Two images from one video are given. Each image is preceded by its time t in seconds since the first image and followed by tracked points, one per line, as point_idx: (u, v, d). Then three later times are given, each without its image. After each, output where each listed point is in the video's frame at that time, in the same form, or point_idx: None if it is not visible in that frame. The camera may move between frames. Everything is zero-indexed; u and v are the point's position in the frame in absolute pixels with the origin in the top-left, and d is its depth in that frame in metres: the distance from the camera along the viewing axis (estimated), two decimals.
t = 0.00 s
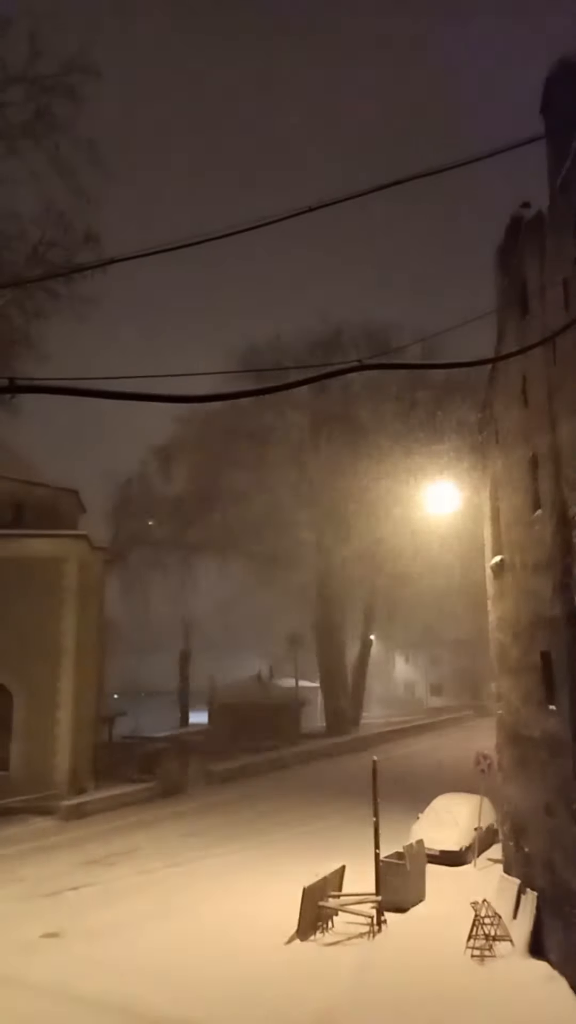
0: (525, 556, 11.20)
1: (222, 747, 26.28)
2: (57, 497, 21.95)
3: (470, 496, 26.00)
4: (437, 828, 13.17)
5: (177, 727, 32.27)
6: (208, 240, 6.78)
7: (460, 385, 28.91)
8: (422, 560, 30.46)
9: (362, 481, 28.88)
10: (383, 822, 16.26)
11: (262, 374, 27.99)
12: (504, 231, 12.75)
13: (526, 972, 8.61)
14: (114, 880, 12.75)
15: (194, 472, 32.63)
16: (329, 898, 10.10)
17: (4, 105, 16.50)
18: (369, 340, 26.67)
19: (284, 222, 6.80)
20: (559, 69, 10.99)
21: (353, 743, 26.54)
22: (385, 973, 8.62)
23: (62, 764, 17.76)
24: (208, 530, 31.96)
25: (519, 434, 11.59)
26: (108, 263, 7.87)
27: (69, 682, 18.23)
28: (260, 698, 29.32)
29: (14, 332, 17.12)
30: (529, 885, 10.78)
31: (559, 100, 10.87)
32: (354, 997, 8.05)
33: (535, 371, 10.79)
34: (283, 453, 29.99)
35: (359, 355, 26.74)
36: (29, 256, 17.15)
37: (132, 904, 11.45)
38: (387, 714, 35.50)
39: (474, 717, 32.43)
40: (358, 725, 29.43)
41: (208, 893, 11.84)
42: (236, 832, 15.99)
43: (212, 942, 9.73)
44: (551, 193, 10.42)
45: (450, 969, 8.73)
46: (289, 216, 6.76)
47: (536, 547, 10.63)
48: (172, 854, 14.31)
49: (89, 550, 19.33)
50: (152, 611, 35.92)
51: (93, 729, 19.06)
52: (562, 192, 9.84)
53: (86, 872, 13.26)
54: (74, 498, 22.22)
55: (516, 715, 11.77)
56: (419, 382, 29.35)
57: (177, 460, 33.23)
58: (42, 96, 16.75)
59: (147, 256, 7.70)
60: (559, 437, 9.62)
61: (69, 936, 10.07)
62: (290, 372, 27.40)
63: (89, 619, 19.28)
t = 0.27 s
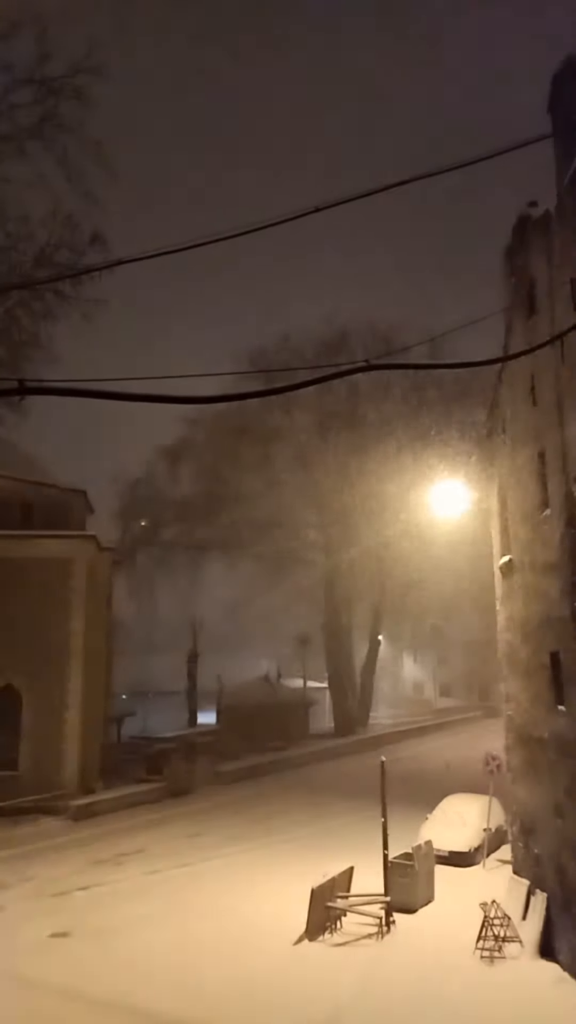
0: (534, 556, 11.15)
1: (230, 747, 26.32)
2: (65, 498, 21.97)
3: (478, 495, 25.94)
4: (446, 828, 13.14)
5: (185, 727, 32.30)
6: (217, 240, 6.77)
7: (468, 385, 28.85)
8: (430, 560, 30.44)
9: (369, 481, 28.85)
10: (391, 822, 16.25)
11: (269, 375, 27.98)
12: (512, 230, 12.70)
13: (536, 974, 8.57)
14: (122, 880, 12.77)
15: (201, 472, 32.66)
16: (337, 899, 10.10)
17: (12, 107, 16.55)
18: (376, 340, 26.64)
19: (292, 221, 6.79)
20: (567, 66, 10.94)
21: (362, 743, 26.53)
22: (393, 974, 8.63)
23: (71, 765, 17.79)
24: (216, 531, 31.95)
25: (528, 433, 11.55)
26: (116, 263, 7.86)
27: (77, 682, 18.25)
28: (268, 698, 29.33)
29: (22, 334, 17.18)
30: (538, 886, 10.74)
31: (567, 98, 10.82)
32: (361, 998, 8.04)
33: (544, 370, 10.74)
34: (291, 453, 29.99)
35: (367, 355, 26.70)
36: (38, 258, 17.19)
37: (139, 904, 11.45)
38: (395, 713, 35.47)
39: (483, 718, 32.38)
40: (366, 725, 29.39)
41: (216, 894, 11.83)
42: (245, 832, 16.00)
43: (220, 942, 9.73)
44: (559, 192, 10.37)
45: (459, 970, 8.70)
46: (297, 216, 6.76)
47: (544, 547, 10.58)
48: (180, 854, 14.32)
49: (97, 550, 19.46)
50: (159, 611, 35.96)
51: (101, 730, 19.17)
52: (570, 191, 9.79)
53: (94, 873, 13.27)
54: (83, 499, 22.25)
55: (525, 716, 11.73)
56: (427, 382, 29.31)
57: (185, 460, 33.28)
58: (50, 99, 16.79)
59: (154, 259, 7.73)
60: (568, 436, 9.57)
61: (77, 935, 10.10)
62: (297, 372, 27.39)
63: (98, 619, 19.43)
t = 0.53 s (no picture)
0: (542, 555, 11.12)
1: (238, 747, 26.34)
2: (73, 498, 22.01)
3: (486, 494, 25.89)
4: (455, 828, 13.11)
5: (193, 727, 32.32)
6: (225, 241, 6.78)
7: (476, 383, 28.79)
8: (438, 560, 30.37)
9: (377, 481, 28.83)
10: (399, 821, 16.23)
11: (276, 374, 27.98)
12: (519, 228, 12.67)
13: (545, 974, 8.53)
14: (131, 879, 12.80)
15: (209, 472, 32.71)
16: (346, 898, 10.10)
17: (19, 108, 16.59)
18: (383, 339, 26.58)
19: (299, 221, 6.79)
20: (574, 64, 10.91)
21: (370, 743, 26.49)
22: (402, 973, 8.61)
23: (80, 764, 17.85)
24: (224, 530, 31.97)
25: (536, 432, 11.52)
26: (123, 263, 7.88)
27: (86, 682, 18.30)
28: (276, 697, 29.32)
29: (30, 335, 17.21)
30: (547, 886, 10.70)
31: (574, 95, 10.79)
32: (370, 997, 8.03)
33: (552, 368, 10.72)
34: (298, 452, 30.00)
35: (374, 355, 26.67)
36: (46, 258, 17.22)
37: (148, 903, 11.46)
38: (403, 713, 35.41)
39: (492, 717, 32.29)
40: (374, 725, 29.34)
41: (224, 893, 11.84)
42: (253, 832, 16.01)
43: (229, 941, 9.74)
44: (567, 190, 10.34)
45: (469, 969, 8.68)
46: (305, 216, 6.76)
47: (553, 545, 10.55)
48: (189, 853, 14.33)
49: (105, 550, 19.51)
50: (167, 611, 36.01)
51: (109, 730, 19.25)
52: None
53: (103, 872, 13.30)
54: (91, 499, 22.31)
55: (534, 715, 11.69)
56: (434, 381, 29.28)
57: (192, 460, 33.32)
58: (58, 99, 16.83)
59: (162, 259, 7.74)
60: None
61: (86, 934, 10.10)
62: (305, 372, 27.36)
63: (106, 618, 19.49)
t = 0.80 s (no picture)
0: (552, 552, 11.08)
1: (247, 744, 26.36)
2: (82, 496, 22.09)
3: (495, 491, 25.82)
4: (464, 825, 13.10)
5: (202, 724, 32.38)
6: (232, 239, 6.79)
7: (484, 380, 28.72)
8: (447, 557, 30.34)
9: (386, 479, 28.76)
10: (409, 819, 16.22)
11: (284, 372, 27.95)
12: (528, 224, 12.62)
13: (555, 972, 8.52)
14: (140, 876, 12.84)
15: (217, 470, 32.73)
16: (356, 895, 10.09)
17: (26, 107, 16.63)
18: (391, 336, 26.54)
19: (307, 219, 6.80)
20: None
21: (379, 740, 26.42)
22: (412, 971, 8.60)
23: (89, 761, 17.92)
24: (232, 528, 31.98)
25: (545, 429, 11.49)
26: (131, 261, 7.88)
27: (95, 680, 18.37)
28: (284, 694, 29.31)
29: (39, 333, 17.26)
30: (557, 883, 10.68)
31: None
32: (380, 994, 8.03)
33: (561, 364, 10.66)
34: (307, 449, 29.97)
35: (382, 352, 26.61)
36: (53, 257, 17.26)
37: (158, 900, 11.50)
38: (412, 710, 35.35)
39: (500, 714, 32.21)
40: (383, 722, 29.26)
41: (235, 890, 11.85)
42: (262, 829, 16.02)
43: (238, 938, 9.77)
44: None
45: (480, 967, 8.67)
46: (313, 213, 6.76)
47: (563, 542, 10.51)
48: (198, 850, 14.37)
49: (115, 548, 19.56)
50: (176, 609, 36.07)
51: (119, 727, 19.34)
52: None
53: (113, 868, 13.36)
54: (100, 497, 22.38)
55: (543, 713, 11.67)
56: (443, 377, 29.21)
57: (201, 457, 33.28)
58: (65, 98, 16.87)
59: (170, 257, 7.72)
60: None
61: (96, 931, 10.12)
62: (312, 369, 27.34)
63: (115, 615, 19.57)
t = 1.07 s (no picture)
0: (559, 549, 11.05)
1: (255, 741, 26.42)
2: (89, 495, 22.13)
3: (502, 488, 25.77)
4: (472, 823, 13.10)
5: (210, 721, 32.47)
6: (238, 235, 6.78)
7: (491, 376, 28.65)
8: (454, 554, 30.33)
9: (392, 476, 28.70)
10: (417, 816, 16.24)
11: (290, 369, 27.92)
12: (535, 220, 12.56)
13: (563, 969, 8.53)
14: (149, 872, 12.88)
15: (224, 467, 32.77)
16: (363, 892, 10.11)
17: (32, 106, 16.64)
18: (397, 333, 26.46)
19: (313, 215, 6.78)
20: None
21: (385, 738, 26.44)
22: (420, 968, 8.59)
23: (97, 759, 17.97)
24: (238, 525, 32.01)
25: (553, 425, 11.44)
26: (138, 260, 7.88)
27: (103, 678, 18.41)
28: (292, 692, 29.36)
29: (45, 332, 17.28)
30: (565, 880, 10.65)
31: None
32: (387, 991, 8.04)
33: (569, 360, 10.62)
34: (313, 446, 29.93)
35: (388, 349, 26.55)
36: (59, 255, 17.28)
37: (166, 897, 11.54)
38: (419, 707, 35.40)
39: (508, 711, 32.23)
40: (390, 719, 29.28)
41: (243, 887, 11.87)
42: (270, 826, 16.07)
43: (246, 934, 9.80)
44: None
45: (488, 964, 8.67)
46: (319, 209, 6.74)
47: (570, 538, 10.48)
48: (206, 847, 14.43)
49: (121, 545, 19.58)
50: (183, 606, 36.14)
51: (127, 724, 19.41)
52: None
53: (122, 865, 13.42)
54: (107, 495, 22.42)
55: (551, 710, 11.65)
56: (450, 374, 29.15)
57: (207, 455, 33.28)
58: (70, 97, 16.87)
59: (177, 254, 7.73)
60: None
61: (104, 927, 10.17)
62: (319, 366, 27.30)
63: (122, 613, 19.60)
